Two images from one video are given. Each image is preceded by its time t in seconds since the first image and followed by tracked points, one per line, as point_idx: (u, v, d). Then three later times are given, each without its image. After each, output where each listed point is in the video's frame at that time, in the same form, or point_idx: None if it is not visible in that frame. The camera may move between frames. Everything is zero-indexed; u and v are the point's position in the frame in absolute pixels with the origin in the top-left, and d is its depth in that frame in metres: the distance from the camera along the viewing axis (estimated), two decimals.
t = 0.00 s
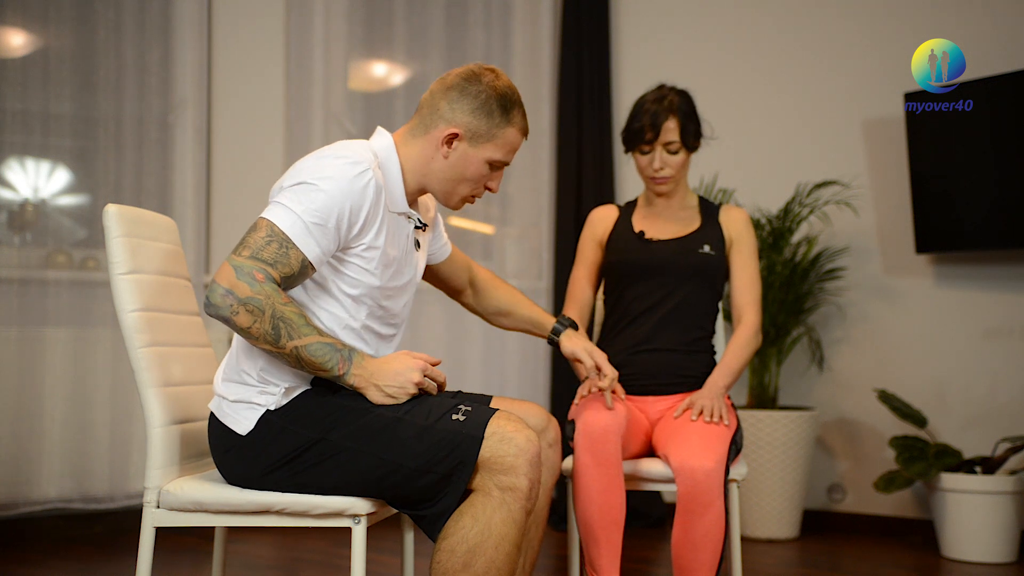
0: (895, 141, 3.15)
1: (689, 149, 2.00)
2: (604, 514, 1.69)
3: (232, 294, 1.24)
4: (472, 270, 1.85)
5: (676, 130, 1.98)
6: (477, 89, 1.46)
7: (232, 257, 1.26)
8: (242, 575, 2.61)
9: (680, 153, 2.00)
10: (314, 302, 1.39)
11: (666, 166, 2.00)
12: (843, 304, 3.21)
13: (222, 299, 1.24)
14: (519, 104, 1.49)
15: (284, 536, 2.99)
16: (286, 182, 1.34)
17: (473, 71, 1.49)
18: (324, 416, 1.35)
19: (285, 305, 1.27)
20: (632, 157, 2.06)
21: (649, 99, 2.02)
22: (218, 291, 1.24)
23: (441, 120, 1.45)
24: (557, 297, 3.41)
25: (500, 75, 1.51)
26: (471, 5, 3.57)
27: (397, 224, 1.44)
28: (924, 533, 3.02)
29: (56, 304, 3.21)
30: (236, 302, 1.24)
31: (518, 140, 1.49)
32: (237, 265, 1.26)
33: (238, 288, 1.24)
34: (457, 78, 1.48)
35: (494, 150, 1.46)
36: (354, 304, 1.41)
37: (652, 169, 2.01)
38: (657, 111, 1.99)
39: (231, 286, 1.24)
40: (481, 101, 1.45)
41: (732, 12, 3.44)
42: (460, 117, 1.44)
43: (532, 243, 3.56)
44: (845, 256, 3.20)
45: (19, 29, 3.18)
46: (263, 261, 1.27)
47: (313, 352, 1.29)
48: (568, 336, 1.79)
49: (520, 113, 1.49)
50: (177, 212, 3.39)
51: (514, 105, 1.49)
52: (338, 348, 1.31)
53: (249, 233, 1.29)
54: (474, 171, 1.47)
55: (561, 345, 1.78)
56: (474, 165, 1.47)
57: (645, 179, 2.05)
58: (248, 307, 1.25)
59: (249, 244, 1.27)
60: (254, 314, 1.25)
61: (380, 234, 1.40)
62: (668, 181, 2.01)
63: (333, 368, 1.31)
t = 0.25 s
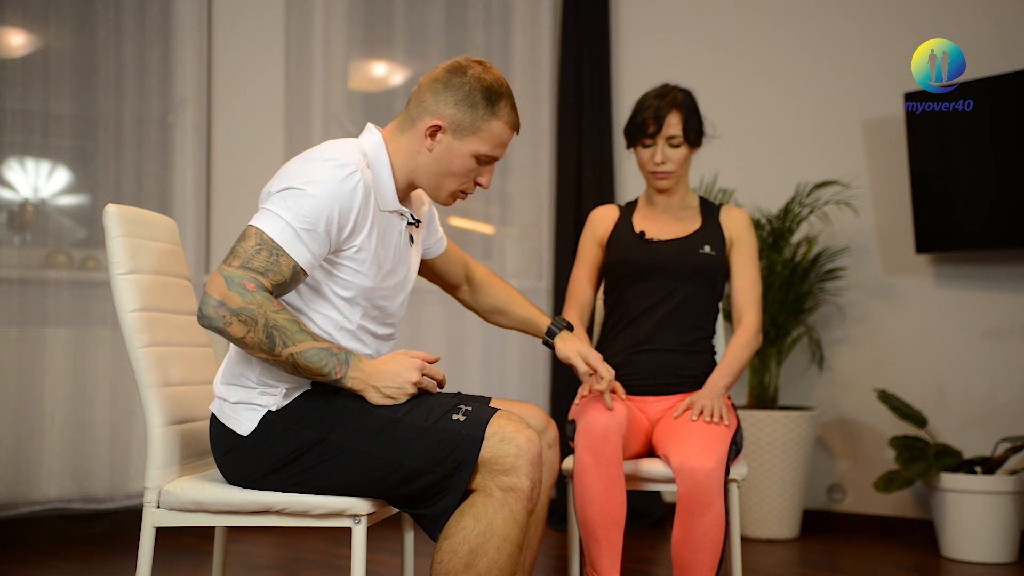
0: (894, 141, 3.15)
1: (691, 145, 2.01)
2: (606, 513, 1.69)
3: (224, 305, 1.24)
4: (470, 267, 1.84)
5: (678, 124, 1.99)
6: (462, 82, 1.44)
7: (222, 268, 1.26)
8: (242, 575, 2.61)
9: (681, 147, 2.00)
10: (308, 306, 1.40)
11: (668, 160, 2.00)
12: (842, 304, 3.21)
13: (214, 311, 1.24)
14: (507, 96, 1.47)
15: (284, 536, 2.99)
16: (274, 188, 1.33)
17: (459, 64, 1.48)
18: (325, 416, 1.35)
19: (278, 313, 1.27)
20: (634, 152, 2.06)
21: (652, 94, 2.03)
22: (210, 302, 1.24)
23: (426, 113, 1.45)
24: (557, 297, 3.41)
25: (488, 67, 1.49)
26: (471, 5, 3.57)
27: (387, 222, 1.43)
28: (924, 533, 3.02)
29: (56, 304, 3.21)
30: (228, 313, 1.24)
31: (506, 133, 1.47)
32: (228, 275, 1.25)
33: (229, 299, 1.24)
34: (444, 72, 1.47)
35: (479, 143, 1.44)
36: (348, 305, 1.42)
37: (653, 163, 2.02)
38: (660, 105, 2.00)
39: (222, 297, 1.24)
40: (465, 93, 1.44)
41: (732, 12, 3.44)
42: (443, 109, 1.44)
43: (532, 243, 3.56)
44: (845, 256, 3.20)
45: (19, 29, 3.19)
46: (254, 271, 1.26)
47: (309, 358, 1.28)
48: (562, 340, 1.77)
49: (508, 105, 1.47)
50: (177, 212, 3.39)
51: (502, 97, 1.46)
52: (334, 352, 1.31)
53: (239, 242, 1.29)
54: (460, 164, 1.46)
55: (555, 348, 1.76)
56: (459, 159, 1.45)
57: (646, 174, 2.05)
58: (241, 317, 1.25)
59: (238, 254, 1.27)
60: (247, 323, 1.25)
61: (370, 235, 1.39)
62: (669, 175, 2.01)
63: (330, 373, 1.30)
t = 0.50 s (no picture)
0: (895, 141, 3.15)
1: (693, 137, 2.03)
2: (606, 513, 1.69)
3: (216, 330, 1.24)
4: (458, 262, 1.83)
5: (682, 115, 2.02)
6: (433, 70, 1.42)
7: (210, 293, 1.26)
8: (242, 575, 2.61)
9: (685, 138, 2.02)
10: (300, 314, 1.40)
11: (671, 150, 2.02)
12: (842, 304, 3.21)
13: (208, 337, 1.24)
14: (480, 83, 1.44)
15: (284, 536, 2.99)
16: (251, 203, 1.32)
17: (430, 53, 1.46)
18: (329, 414, 1.35)
19: (271, 330, 1.27)
20: (636, 145, 2.08)
21: (656, 90, 2.07)
22: (203, 329, 1.24)
23: (398, 102, 1.43)
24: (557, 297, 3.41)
25: (460, 54, 1.47)
26: (471, 4, 3.57)
27: (368, 221, 1.43)
28: (924, 533, 3.02)
29: (56, 304, 3.21)
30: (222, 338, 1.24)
31: (480, 120, 1.44)
32: (217, 300, 1.25)
33: (221, 323, 1.24)
34: (416, 61, 1.46)
35: (453, 131, 1.42)
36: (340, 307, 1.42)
37: (656, 152, 2.02)
38: (665, 96, 2.04)
39: (214, 323, 1.24)
40: (436, 81, 1.42)
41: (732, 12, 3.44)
42: (414, 97, 1.42)
43: (532, 243, 3.56)
44: (845, 256, 3.20)
45: (19, 29, 3.19)
46: (241, 292, 1.26)
47: (308, 370, 1.28)
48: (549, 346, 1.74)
49: (481, 91, 1.44)
50: (177, 212, 3.39)
51: (475, 83, 1.44)
52: (332, 360, 1.31)
53: (223, 264, 1.29)
54: (435, 154, 1.44)
55: (543, 353, 1.73)
56: (434, 148, 1.43)
57: (647, 166, 2.06)
58: (235, 340, 1.25)
59: (224, 276, 1.27)
60: (242, 345, 1.25)
61: (353, 237, 1.39)
62: (671, 165, 2.02)
63: (331, 381, 1.31)
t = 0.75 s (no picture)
0: (895, 141, 3.15)
1: (695, 135, 2.04)
2: (606, 513, 1.69)
3: (210, 345, 1.24)
4: (445, 262, 1.83)
5: (685, 112, 2.03)
6: (405, 63, 1.42)
7: (201, 308, 1.26)
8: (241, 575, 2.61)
9: (686, 135, 2.03)
10: (292, 319, 1.40)
11: (673, 145, 2.02)
12: (843, 304, 3.21)
13: (203, 352, 1.24)
14: (452, 73, 1.43)
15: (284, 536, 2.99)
16: (231, 213, 1.32)
17: (402, 45, 1.45)
18: (332, 413, 1.35)
19: (266, 341, 1.27)
20: (637, 140, 2.08)
21: (659, 88, 2.09)
22: (197, 345, 1.24)
23: (371, 97, 1.43)
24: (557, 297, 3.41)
25: (431, 44, 1.46)
26: (471, 4, 3.57)
27: (351, 219, 1.43)
28: (924, 533, 3.02)
29: (56, 304, 3.21)
30: (216, 352, 1.24)
31: (456, 111, 1.43)
32: (208, 315, 1.25)
33: (214, 338, 1.24)
34: (388, 55, 1.45)
35: (428, 124, 1.42)
36: (330, 308, 1.42)
37: (658, 147, 2.03)
38: (669, 93, 2.05)
39: (207, 337, 1.24)
40: (407, 75, 1.41)
41: (732, 12, 3.44)
42: (386, 92, 1.42)
43: (532, 243, 3.56)
44: (845, 256, 3.20)
45: (19, 29, 3.19)
46: (231, 304, 1.26)
47: (306, 377, 1.28)
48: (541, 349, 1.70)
49: (456, 81, 1.43)
50: (177, 212, 3.39)
51: (448, 74, 1.43)
52: (328, 365, 1.31)
53: (210, 277, 1.28)
54: (412, 147, 1.43)
55: (535, 356, 1.70)
56: (410, 142, 1.43)
57: (647, 160, 2.06)
58: (230, 353, 1.25)
59: (213, 290, 1.26)
60: (237, 358, 1.25)
61: (337, 237, 1.39)
62: (673, 160, 2.02)
63: (329, 387, 1.31)
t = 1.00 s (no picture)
0: (894, 141, 3.15)
1: (695, 134, 2.04)
2: (606, 514, 1.69)
3: (205, 352, 1.25)
4: (437, 261, 1.82)
5: (685, 111, 2.03)
6: (382, 59, 1.41)
7: (194, 316, 1.26)
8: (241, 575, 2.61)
9: (686, 134, 2.03)
10: (284, 320, 1.40)
11: (673, 143, 2.02)
12: (843, 304, 3.21)
13: (198, 360, 1.25)
14: (430, 66, 1.43)
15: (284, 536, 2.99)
16: (218, 218, 1.32)
17: (378, 40, 1.45)
18: (331, 414, 1.35)
19: (260, 346, 1.27)
20: (637, 139, 2.08)
21: (658, 88, 2.09)
22: (192, 353, 1.25)
23: (350, 94, 1.43)
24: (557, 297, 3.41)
25: (407, 37, 1.45)
26: (471, 4, 3.57)
27: (338, 217, 1.43)
28: (925, 533, 3.02)
29: (56, 304, 3.21)
30: (212, 359, 1.25)
31: (437, 104, 1.43)
32: (202, 322, 1.25)
33: (209, 345, 1.25)
34: (365, 51, 1.44)
35: (409, 118, 1.42)
36: (322, 307, 1.42)
37: (658, 145, 2.03)
38: (668, 93, 2.05)
39: (202, 345, 1.25)
40: (384, 70, 1.41)
41: (733, 12, 3.44)
42: (366, 88, 1.41)
43: (532, 243, 3.56)
44: (845, 256, 3.20)
45: (19, 29, 3.19)
46: (224, 310, 1.26)
47: (303, 382, 1.29)
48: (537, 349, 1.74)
49: (435, 74, 1.43)
50: (177, 212, 3.39)
51: (426, 67, 1.42)
52: (325, 368, 1.31)
53: (201, 284, 1.28)
54: (395, 142, 1.44)
55: (530, 358, 1.73)
56: (393, 136, 1.43)
57: (647, 159, 2.06)
58: (226, 360, 1.25)
59: (205, 297, 1.27)
60: (234, 365, 1.25)
61: (325, 236, 1.39)
62: (673, 159, 2.03)
63: (327, 390, 1.31)
